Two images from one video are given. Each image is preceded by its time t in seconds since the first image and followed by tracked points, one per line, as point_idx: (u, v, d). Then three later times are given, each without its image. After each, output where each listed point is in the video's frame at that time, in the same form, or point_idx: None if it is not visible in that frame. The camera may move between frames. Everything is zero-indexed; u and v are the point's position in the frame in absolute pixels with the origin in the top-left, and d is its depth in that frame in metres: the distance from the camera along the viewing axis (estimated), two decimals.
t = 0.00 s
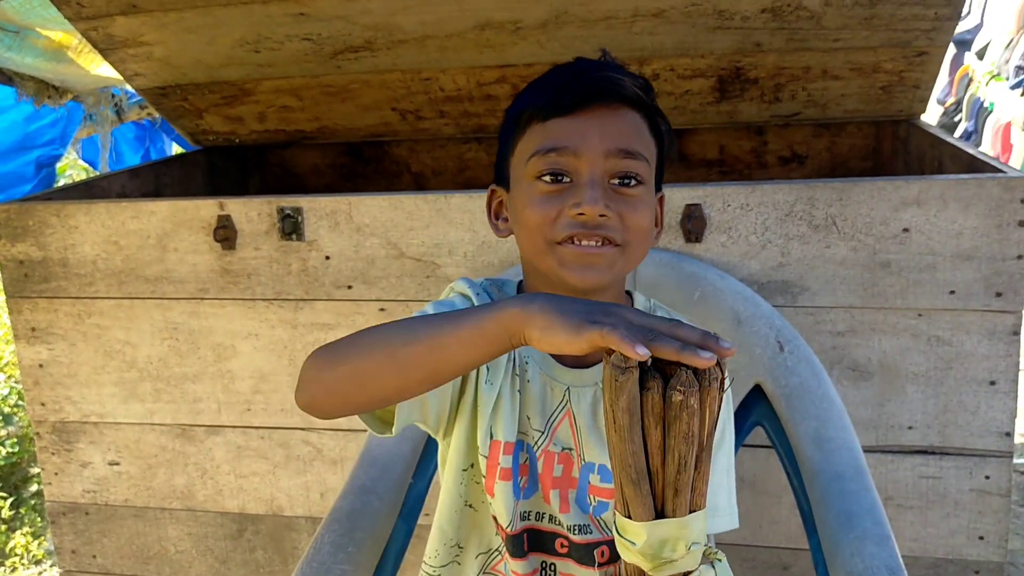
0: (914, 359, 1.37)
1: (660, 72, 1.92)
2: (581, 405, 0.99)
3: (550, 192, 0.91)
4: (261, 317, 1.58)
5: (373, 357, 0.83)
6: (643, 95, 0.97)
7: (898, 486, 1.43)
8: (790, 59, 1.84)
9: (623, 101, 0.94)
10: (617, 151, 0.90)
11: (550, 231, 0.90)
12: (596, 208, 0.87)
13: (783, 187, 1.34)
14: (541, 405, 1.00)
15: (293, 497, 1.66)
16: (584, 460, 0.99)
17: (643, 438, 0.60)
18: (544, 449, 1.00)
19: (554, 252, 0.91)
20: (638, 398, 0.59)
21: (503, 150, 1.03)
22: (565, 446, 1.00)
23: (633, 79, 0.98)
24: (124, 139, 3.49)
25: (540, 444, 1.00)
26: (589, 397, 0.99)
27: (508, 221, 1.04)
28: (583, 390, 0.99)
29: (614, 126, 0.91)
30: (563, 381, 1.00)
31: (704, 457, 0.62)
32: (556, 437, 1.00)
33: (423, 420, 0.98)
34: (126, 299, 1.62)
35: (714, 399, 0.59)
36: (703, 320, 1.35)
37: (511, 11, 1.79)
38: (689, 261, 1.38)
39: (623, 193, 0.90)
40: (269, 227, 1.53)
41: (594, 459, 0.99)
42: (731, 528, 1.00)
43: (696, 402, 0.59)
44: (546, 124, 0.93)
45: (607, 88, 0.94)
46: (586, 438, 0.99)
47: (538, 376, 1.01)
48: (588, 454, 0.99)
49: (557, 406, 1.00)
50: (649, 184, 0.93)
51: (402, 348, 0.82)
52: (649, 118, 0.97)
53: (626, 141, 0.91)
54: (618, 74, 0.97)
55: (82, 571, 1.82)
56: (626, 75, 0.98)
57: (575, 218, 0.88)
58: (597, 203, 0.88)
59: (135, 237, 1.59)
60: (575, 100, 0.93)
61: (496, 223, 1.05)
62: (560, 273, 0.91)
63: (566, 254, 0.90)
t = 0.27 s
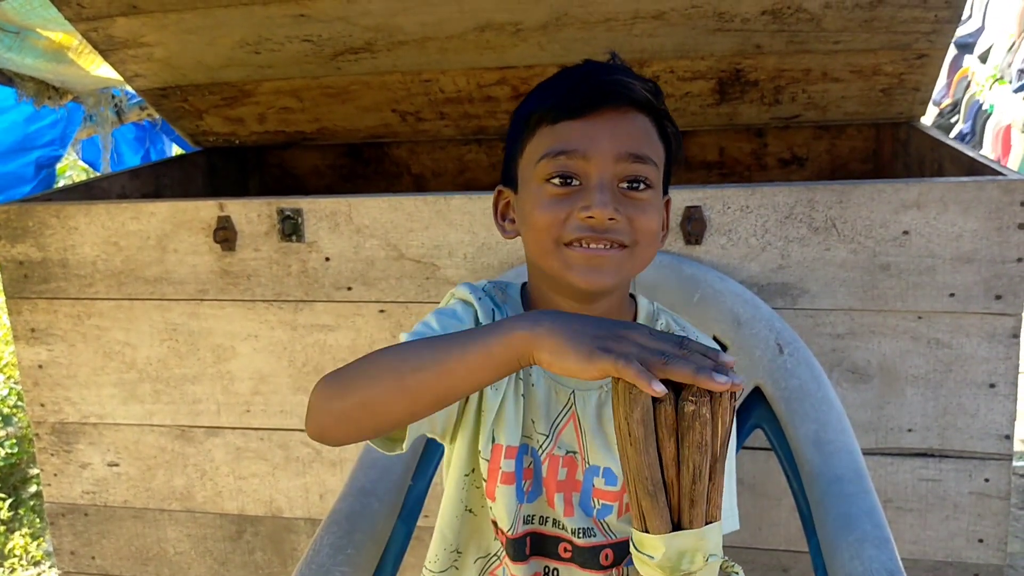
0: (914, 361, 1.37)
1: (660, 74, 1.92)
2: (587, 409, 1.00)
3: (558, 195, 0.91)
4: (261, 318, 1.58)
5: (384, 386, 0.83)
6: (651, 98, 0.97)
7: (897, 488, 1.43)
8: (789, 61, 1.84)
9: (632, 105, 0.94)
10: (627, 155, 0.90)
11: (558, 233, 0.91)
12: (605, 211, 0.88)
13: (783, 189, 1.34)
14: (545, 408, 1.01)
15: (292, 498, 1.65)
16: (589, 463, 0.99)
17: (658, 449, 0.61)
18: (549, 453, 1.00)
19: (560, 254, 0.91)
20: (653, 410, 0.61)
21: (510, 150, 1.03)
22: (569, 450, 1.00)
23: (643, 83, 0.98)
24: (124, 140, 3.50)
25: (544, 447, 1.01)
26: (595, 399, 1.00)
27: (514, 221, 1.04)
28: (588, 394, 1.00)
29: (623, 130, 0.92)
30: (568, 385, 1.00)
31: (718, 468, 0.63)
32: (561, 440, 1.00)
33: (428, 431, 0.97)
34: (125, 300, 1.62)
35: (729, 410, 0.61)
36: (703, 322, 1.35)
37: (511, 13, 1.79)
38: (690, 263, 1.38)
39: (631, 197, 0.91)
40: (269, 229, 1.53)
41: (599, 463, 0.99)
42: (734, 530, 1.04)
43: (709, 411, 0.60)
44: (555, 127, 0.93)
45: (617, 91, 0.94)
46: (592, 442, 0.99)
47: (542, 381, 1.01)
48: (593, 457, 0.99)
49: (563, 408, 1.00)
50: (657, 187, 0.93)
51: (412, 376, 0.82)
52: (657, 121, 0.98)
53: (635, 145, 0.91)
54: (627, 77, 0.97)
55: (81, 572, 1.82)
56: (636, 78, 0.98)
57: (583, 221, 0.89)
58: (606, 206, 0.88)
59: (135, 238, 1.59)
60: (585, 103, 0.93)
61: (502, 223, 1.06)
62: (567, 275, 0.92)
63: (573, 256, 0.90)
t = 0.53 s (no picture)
0: (913, 361, 1.37)
1: (660, 74, 1.92)
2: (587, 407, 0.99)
3: (560, 202, 0.91)
4: (261, 318, 1.58)
5: (383, 439, 0.82)
6: (653, 101, 0.96)
7: (897, 488, 1.43)
8: (789, 62, 1.84)
9: (635, 111, 0.93)
10: (629, 163, 0.90)
11: (560, 239, 0.91)
12: (607, 219, 0.88)
13: (783, 189, 1.35)
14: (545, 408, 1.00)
15: (292, 498, 1.66)
16: (589, 461, 0.99)
17: (636, 469, 0.63)
18: (549, 451, 1.00)
19: (562, 260, 0.92)
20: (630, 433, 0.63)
21: (511, 148, 1.02)
22: (569, 448, 1.00)
23: (645, 87, 0.97)
24: (124, 140, 3.50)
25: (544, 446, 1.00)
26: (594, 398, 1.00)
27: (514, 221, 1.04)
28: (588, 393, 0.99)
29: (626, 136, 0.91)
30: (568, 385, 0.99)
31: (699, 484, 0.64)
32: (560, 439, 1.00)
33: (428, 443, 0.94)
34: (125, 300, 1.62)
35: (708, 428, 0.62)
36: (703, 323, 1.36)
37: (511, 13, 1.79)
38: (690, 263, 1.39)
39: (633, 205, 0.90)
40: (269, 229, 1.53)
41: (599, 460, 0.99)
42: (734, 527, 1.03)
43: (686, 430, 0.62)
44: (557, 131, 0.93)
45: (620, 97, 0.93)
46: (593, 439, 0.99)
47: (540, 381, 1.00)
48: (593, 455, 0.99)
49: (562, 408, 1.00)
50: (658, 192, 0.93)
51: (409, 432, 0.81)
52: (659, 124, 0.97)
53: (638, 151, 0.91)
54: (630, 80, 0.96)
55: (81, 572, 1.82)
56: (639, 82, 0.97)
57: (585, 229, 0.89)
58: (607, 215, 0.88)
59: (135, 238, 1.59)
60: (588, 109, 0.92)
61: (502, 222, 1.05)
62: (567, 282, 0.92)
63: (574, 263, 0.91)
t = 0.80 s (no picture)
0: (913, 361, 1.37)
1: (659, 74, 1.92)
2: (582, 409, 0.98)
3: (550, 210, 0.89)
4: (260, 318, 1.58)
5: (401, 540, 0.86)
6: (642, 104, 0.94)
7: (896, 488, 1.43)
8: (788, 62, 1.84)
9: (625, 117, 0.91)
10: (620, 172, 0.88)
11: (550, 249, 0.89)
12: (598, 230, 0.86)
13: (782, 190, 1.35)
14: (538, 413, 0.98)
15: (292, 498, 1.66)
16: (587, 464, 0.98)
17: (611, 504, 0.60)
18: (545, 457, 1.00)
19: (552, 270, 0.90)
20: (602, 463, 0.60)
21: (498, 152, 1.00)
22: (566, 453, 0.99)
23: (635, 89, 0.95)
24: (123, 140, 3.50)
25: (540, 452, 1.00)
26: (589, 399, 0.98)
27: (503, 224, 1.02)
28: (582, 394, 0.98)
29: (616, 144, 0.89)
30: (562, 388, 0.98)
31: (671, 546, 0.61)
32: (557, 445, 0.99)
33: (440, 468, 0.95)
34: (125, 300, 1.62)
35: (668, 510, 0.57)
36: (703, 323, 1.36)
37: (510, 13, 1.79)
38: (689, 263, 1.39)
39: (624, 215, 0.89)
40: (268, 229, 1.53)
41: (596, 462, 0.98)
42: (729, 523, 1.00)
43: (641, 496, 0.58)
44: (547, 140, 0.91)
45: (610, 103, 0.91)
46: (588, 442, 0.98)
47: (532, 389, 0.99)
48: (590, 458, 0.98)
49: (556, 413, 0.98)
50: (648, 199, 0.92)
51: (422, 527, 0.84)
52: (648, 128, 0.95)
53: (628, 159, 0.89)
54: (618, 83, 0.94)
55: (80, 572, 1.82)
56: (628, 85, 0.95)
57: (576, 239, 0.87)
58: (599, 226, 0.87)
59: (134, 237, 1.59)
60: (577, 117, 0.90)
61: (490, 224, 1.03)
62: (558, 291, 0.91)
63: (564, 274, 0.89)
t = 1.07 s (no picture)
0: (910, 362, 1.37)
1: (658, 75, 1.93)
2: (571, 414, 0.97)
3: (535, 217, 0.89)
4: (259, 319, 1.58)
5: None
6: (622, 103, 0.93)
7: (893, 488, 1.44)
8: (787, 62, 1.84)
9: (605, 117, 0.90)
10: (603, 174, 0.88)
11: (538, 255, 0.89)
12: (585, 234, 0.86)
13: (780, 190, 1.35)
14: (526, 423, 0.97)
15: (291, 498, 1.66)
16: (578, 470, 0.98)
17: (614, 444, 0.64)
18: (536, 466, 0.98)
19: (541, 275, 0.90)
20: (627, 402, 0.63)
21: (479, 157, 0.98)
22: (556, 460, 0.98)
23: (613, 88, 0.94)
24: (122, 140, 3.50)
25: (531, 461, 0.98)
26: (577, 405, 0.97)
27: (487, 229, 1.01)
28: (570, 398, 0.97)
29: (598, 146, 0.88)
30: (549, 394, 0.97)
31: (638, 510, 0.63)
32: (546, 453, 0.97)
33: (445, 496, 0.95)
34: (124, 300, 1.62)
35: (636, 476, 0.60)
36: (701, 323, 1.36)
37: (509, 14, 1.80)
38: (687, 264, 1.38)
39: (609, 216, 0.89)
40: (267, 229, 1.54)
41: (588, 467, 0.97)
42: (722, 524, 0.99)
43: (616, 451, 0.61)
44: (529, 144, 0.90)
45: (589, 104, 0.90)
46: (577, 448, 0.97)
47: (519, 399, 0.97)
48: (581, 464, 0.97)
49: (545, 420, 0.97)
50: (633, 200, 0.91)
51: None
52: (629, 127, 0.94)
53: (611, 161, 0.88)
54: (596, 83, 0.92)
55: (79, 572, 1.82)
56: (606, 84, 0.93)
57: (563, 244, 0.87)
58: (585, 229, 0.87)
59: (133, 238, 1.59)
60: (558, 121, 0.88)
61: (475, 231, 1.02)
62: (547, 295, 0.91)
63: (553, 278, 0.89)
